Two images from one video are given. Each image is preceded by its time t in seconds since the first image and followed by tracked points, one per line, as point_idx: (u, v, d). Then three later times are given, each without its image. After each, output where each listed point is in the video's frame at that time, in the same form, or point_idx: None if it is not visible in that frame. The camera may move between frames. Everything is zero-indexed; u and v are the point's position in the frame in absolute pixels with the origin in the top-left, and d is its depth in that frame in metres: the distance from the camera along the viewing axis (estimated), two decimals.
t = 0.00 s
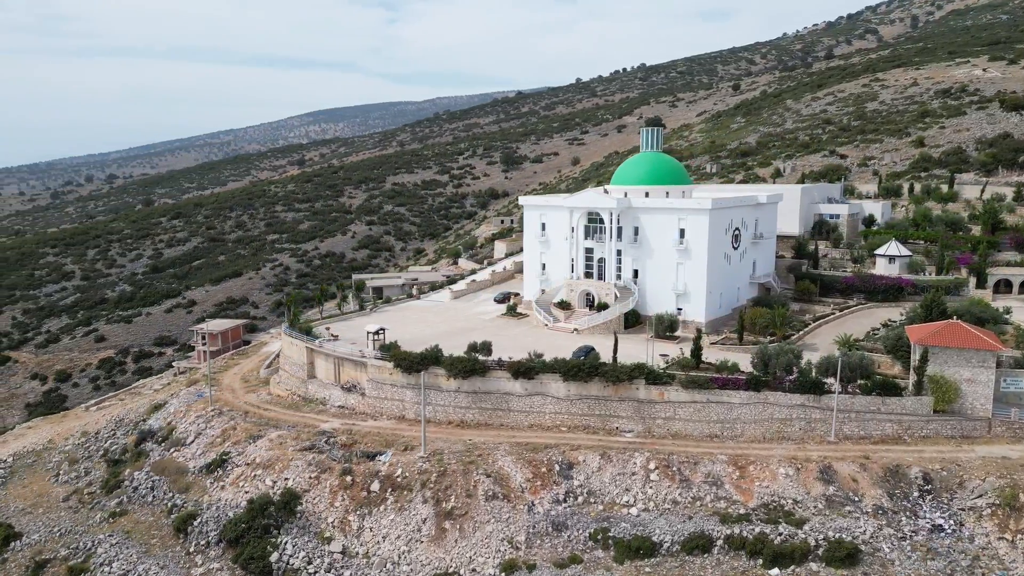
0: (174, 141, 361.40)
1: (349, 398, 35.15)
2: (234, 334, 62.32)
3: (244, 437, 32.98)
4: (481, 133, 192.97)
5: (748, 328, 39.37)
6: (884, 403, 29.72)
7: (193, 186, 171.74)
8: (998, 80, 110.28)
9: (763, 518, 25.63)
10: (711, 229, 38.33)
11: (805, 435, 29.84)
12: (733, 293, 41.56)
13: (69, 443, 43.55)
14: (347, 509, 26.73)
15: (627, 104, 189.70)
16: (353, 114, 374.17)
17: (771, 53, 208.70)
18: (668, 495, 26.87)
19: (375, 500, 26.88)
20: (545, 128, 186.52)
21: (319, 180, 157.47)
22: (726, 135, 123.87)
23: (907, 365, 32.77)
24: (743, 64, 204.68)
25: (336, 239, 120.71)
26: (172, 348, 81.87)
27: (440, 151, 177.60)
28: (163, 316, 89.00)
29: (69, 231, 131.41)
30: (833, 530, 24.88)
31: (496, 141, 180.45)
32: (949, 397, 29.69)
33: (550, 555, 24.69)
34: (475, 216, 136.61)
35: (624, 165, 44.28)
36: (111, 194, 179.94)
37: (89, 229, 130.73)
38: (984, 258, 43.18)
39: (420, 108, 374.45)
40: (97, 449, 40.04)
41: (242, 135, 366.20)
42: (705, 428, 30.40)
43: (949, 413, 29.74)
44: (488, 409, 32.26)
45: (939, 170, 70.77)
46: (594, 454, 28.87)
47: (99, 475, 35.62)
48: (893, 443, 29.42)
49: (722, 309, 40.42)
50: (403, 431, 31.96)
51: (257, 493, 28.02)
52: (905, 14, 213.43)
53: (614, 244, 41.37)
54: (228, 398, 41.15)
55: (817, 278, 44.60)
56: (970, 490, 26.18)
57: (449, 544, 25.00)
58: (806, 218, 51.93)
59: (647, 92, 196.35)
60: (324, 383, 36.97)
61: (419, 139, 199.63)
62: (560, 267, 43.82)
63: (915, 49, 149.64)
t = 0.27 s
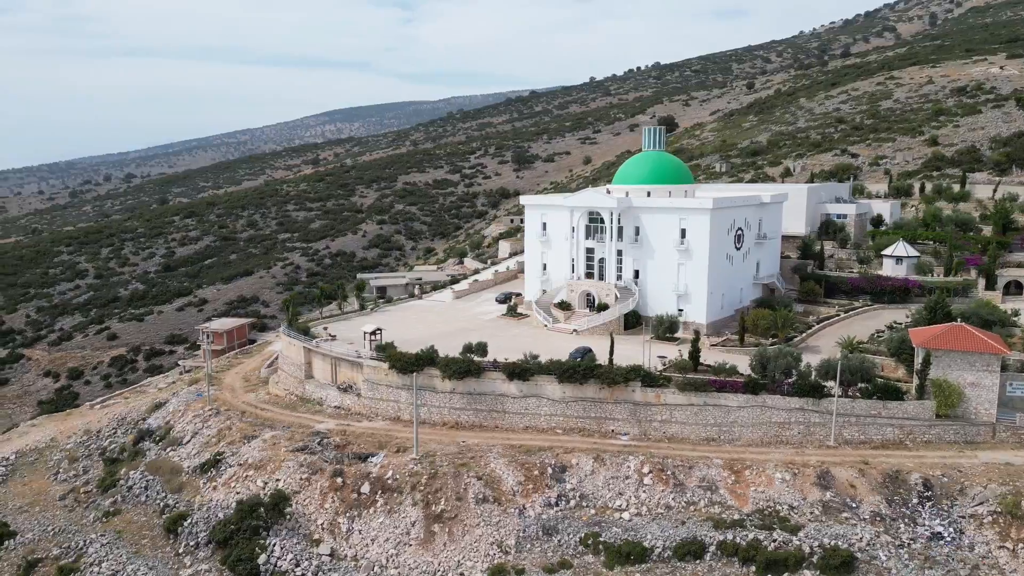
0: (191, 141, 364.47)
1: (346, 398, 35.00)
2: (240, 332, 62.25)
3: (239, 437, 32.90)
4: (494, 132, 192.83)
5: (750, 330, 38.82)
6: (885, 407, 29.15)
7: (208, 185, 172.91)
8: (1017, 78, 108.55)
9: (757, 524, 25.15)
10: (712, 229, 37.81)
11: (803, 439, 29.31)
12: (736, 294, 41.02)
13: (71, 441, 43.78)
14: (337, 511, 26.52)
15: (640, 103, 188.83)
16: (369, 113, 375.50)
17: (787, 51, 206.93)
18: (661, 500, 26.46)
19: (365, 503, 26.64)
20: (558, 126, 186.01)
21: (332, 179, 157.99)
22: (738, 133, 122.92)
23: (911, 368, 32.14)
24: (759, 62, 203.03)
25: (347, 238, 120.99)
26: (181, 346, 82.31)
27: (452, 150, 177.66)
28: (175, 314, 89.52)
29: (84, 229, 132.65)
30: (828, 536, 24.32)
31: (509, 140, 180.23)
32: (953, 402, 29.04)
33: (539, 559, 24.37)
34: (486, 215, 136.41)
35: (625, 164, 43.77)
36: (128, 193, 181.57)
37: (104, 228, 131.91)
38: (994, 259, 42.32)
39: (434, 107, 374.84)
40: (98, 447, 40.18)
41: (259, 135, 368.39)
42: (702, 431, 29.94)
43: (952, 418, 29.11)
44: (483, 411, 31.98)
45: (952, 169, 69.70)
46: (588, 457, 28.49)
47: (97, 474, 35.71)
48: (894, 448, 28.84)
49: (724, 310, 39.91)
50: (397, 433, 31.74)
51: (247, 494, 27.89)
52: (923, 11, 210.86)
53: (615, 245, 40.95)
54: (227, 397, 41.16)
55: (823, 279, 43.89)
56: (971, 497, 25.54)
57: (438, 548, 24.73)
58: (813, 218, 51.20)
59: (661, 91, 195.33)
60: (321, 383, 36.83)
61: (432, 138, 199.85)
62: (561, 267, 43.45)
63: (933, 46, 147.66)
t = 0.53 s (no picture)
0: (208, 140, 367.20)
1: (341, 399, 34.84)
2: (246, 331, 62.24)
3: (234, 437, 32.82)
4: (507, 131, 192.56)
5: (752, 331, 38.25)
6: (885, 411, 28.56)
7: (223, 184, 173.93)
8: None
9: (751, 530, 24.69)
10: (713, 228, 37.31)
11: (802, 443, 28.78)
12: (738, 295, 40.44)
13: (74, 438, 43.99)
14: (327, 512, 26.33)
15: (654, 101, 187.76)
16: (384, 113, 376.47)
17: (803, 49, 204.93)
18: (654, 504, 26.07)
19: (354, 504, 26.45)
20: (570, 125, 185.40)
21: (344, 178, 158.43)
22: (751, 132, 121.86)
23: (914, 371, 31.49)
24: (775, 60, 201.22)
25: (358, 237, 121.20)
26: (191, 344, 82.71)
27: (465, 149, 177.58)
28: (187, 312, 89.99)
29: (99, 228, 133.82)
30: (823, 543, 23.80)
31: (522, 139, 179.90)
32: (955, 406, 28.45)
33: (528, 564, 24.05)
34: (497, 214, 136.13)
35: (627, 163, 43.31)
36: (145, 191, 183.09)
37: (118, 226, 133.00)
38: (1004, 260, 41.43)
39: (449, 106, 375.01)
40: (99, 445, 40.33)
41: (275, 134, 370.47)
42: (698, 434, 29.48)
43: (954, 423, 28.49)
44: (477, 412, 31.68)
45: (965, 168, 68.58)
46: (581, 460, 28.13)
47: (94, 472, 35.78)
48: (894, 453, 28.25)
49: (726, 311, 39.37)
50: (391, 434, 31.53)
51: (238, 494, 27.78)
52: (943, 8, 208.12)
53: (616, 244, 40.51)
54: (226, 396, 41.18)
55: (828, 280, 43.17)
56: (972, 504, 24.94)
57: (426, 551, 24.48)
58: (819, 218, 50.45)
59: (675, 89, 194.13)
60: (318, 383, 36.69)
61: (446, 137, 199.88)
62: (562, 267, 43.06)
63: (951, 43, 145.61)
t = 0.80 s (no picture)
0: (226, 140, 369.92)
1: (337, 399, 34.71)
2: (252, 329, 62.26)
3: (228, 437, 32.75)
4: (521, 130, 192.25)
5: (754, 333, 37.67)
6: (886, 416, 27.97)
7: (239, 184, 174.94)
8: None
9: (744, 536, 24.21)
10: (714, 228, 36.78)
11: (799, 448, 28.25)
12: (741, 296, 39.88)
13: (76, 437, 44.19)
14: (316, 514, 26.16)
15: (668, 100, 186.67)
16: (399, 113, 377.38)
17: (821, 47, 202.85)
18: (646, 509, 25.68)
19: (344, 506, 26.26)
20: (584, 124, 184.73)
21: (357, 177, 158.82)
22: (764, 130, 120.64)
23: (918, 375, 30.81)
24: (791, 58, 199.35)
25: (369, 237, 121.40)
26: (201, 342, 83.05)
27: (477, 148, 177.46)
28: (199, 311, 90.43)
29: (115, 227, 134.90)
30: (818, 551, 23.28)
31: (535, 138, 179.55)
32: (958, 411, 27.80)
33: (516, 568, 23.74)
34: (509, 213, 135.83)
35: (629, 162, 42.83)
36: (162, 191, 184.56)
37: (133, 225, 134.10)
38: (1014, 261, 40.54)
39: (464, 105, 375.11)
40: (100, 443, 40.46)
41: (291, 134, 372.33)
42: (694, 438, 29.02)
43: (957, 428, 27.85)
44: (472, 414, 31.39)
45: (979, 167, 67.44)
46: (573, 463, 27.77)
47: (92, 471, 35.82)
48: (895, 459, 27.65)
49: (728, 312, 38.82)
50: (385, 435, 31.34)
51: (229, 495, 27.68)
52: (963, 6, 205.27)
53: (616, 244, 40.09)
54: (225, 396, 41.19)
55: (833, 281, 42.47)
56: (972, 512, 24.32)
57: (413, 555, 24.22)
58: (826, 218, 49.68)
59: (690, 88, 192.93)
60: (315, 384, 36.55)
61: (460, 136, 199.88)
62: (562, 267, 42.68)
63: (970, 41, 143.48)
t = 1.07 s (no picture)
0: (243, 139, 372.35)
1: (334, 400, 34.56)
2: (258, 328, 62.35)
3: (223, 437, 32.72)
4: (535, 129, 191.81)
5: (756, 335, 37.11)
6: (886, 420, 27.39)
7: (254, 183, 175.87)
8: None
9: (736, 542, 23.78)
10: (715, 228, 36.29)
11: (796, 452, 27.73)
12: (744, 297, 39.34)
13: (79, 434, 44.37)
14: (305, 516, 25.99)
15: (682, 99, 185.49)
16: (414, 112, 378.02)
17: (838, 45, 200.65)
18: (638, 513, 25.28)
19: (333, 508, 26.08)
20: (597, 123, 183.97)
21: (370, 177, 159.11)
22: (778, 129, 119.48)
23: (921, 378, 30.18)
24: (808, 56, 197.34)
25: (381, 236, 121.54)
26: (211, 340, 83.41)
27: (490, 148, 177.28)
28: (211, 309, 90.83)
29: (130, 226, 135.94)
30: (811, 559, 22.81)
31: (548, 137, 179.09)
32: (961, 416, 27.18)
33: (504, 573, 23.42)
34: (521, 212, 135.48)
35: (631, 162, 42.34)
36: (179, 190, 185.86)
37: (147, 224, 135.16)
38: None
39: (479, 105, 375.05)
40: (100, 441, 40.58)
41: (308, 133, 374.30)
42: (690, 442, 28.56)
43: (959, 433, 27.25)
44: (466, 415, 31.11)
45: (994, 166, 66.30)
46: (566, 466, 27.42)
47: (91, 469, 35.93)
48: (895, 464, 27.06)
49: (730, 314, 38.30)
50: (379, 436, 31.15)
51: (220, 495, 27.59)
52: (984, 3, 202.27)
53: (617, 245, 39.67)
54: (225, 395, 41.19)
55: (839, 281, 41.78)
56: (972, 520, 23.73)
57: (400, 558, 23.98)
58: (834, 218, 48.93)
59: (705, 86, 191.54)
60: (312, 384, 36.43)
61: (474, 135, 199.78)
62: (563, 268, 42.30)
63: (990, 39, 141.26)
